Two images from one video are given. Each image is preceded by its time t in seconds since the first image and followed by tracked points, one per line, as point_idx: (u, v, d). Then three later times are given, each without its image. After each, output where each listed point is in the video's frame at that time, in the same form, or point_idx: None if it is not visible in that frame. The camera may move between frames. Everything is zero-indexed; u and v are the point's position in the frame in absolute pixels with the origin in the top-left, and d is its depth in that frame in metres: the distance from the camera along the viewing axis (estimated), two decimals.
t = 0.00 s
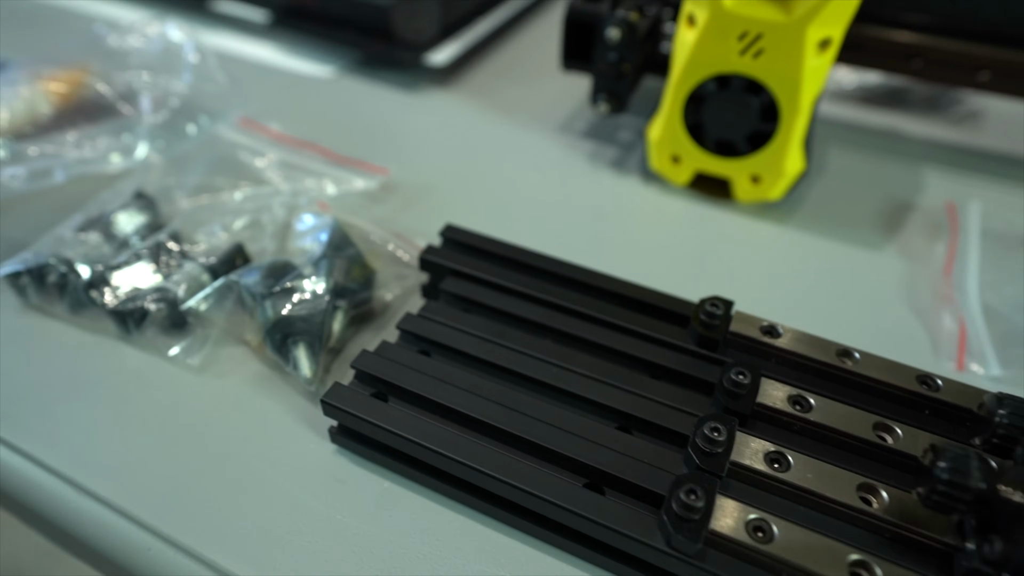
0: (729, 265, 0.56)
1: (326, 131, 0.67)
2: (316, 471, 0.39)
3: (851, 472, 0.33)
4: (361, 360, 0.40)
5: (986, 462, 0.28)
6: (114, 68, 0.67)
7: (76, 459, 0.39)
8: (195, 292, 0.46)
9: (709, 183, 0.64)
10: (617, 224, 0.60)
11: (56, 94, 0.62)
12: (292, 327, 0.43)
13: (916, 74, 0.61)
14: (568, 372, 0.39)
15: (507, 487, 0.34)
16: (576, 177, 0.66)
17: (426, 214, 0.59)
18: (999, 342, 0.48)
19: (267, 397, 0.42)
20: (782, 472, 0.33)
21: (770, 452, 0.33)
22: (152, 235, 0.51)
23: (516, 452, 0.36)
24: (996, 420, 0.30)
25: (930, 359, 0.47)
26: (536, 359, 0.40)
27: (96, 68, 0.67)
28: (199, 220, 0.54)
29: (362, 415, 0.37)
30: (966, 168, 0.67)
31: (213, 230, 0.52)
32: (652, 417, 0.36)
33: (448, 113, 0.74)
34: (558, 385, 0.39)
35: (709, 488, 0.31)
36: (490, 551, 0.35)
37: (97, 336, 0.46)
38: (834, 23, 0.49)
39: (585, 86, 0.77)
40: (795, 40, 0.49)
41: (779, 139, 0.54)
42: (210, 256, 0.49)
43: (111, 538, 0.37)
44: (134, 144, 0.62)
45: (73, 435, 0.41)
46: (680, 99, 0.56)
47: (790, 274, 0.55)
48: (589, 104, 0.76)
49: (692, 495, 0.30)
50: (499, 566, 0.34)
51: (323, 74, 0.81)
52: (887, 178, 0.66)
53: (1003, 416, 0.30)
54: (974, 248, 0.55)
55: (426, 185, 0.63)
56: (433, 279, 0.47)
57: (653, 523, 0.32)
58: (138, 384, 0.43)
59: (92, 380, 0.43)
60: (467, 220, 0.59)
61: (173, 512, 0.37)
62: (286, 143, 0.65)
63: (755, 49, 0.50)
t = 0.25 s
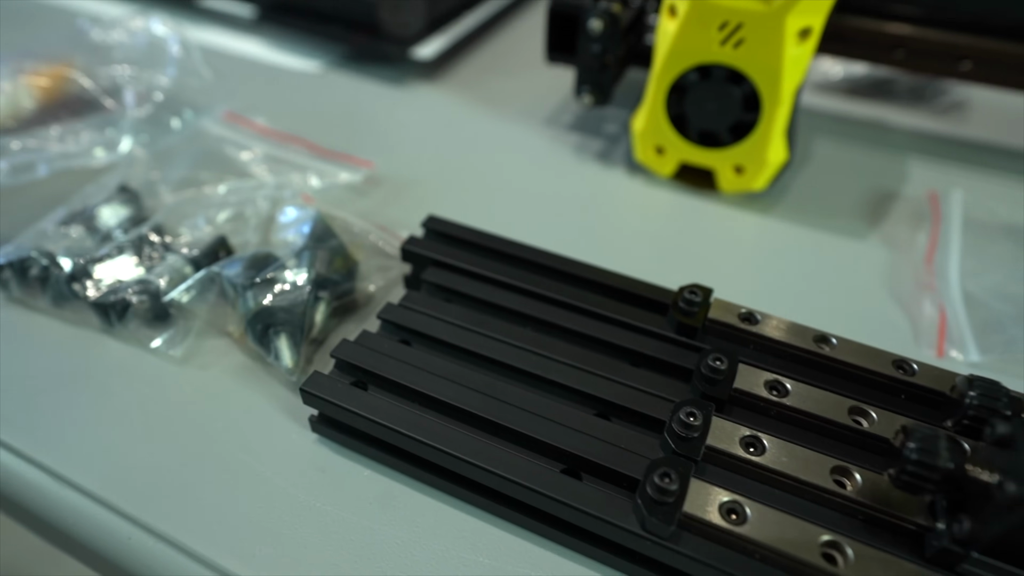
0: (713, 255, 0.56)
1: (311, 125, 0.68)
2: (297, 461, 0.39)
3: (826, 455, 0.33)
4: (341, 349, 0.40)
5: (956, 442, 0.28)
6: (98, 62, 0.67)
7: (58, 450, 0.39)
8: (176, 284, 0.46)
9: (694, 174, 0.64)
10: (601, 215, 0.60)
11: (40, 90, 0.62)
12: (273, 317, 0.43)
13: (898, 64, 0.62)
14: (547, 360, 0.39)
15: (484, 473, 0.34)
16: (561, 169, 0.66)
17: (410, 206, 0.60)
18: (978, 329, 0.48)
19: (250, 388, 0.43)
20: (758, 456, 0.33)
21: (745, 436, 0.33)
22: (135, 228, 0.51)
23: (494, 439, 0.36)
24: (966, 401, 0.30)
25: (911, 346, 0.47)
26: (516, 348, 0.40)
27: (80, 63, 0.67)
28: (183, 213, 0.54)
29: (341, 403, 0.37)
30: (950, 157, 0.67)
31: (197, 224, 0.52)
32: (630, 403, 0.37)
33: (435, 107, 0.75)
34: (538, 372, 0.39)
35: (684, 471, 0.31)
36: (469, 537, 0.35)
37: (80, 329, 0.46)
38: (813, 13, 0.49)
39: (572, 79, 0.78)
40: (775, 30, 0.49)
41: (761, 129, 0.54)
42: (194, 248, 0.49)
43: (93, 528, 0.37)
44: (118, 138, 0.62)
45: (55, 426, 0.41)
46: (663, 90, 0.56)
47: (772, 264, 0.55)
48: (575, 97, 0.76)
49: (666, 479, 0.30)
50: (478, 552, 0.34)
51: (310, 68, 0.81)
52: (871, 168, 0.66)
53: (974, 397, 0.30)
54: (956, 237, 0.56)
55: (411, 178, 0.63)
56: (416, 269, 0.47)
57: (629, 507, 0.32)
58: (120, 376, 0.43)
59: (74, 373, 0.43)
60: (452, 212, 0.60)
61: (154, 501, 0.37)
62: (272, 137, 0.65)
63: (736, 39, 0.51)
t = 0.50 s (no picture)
0: (696, 245, 0.56)
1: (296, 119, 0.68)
2: (279, 450, 0.39)
3: (801, 439, 0.33)
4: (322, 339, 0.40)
5: (926, 424, 0.28)
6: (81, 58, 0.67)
7: (40, 442, 0.40)
8: (158, 276, 0.46)
9: (678, 166, 0.64)
10: (586, 206, 0.61)
11: (23, 82, 0.62)
12: (254, 308, 0.43)
13: (881, 55, 0.62)
14: (526, 348, 0.40)
15: (462, 461, 0.34)
16: (547, 161, 0.66)
17: (395, 199, 0.60)
18: (958, 316, 0.48)
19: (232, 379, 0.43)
20: (734, 441, 0.33)
21: (721, 422, 0.33)
22: (118, 221, 0.51)
23: (472, 426, 0.36)
24: (938, 383, 0.31)
25: (891, 333, 0.48)
26: (496, 337, 0.40)
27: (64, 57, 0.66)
28: (166, 206, 0.54)
29: (320, 391, 0.37)
30: (934, 148, 0.68)
31: (180, 216, 0.52)
32: (607, 390, 0.37)
33: (420, 100, 0.75)
34: (516, 360, 0.39)
35: (658, 456, 0.31)
36: (447, 524, 0.35)
37: (62, 322, 0.46)
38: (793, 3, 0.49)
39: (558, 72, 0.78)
40: (755, 19, 0.49)
41: (743, 120, 0.55)
42: (176, 240, 0.49)
43: (73, 518, 0.37)
44: (101, 132, 0.62)
45: (37, 418, 0.41)
46: (646, 81, 0.56)
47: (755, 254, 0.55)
48: (561, 90, 0.76)
49: (641, 463, 0.30)
50: (456, 539, 0.34)
51: (296, 63, 0.81)
52: (855, 158, 0.66)
53: (944, 379, 0.30)
54: (937, 227, 0.56)
55: (396, 171, 0.63)
56: (398, 260, 0.47)
57: (604, 493, 0.32)
58: (103, 368, 0.43)
59: (56, 365, 0.43)
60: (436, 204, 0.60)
61: (136, 491, 0.37)
62: (257, 132, 0.65)
63: (717, 29, 0.51)
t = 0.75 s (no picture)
0: (679, 236, 0.57)
1: (282, 113, 0.68)
2: (258, 440, 0.39)
3: (775, 424, 0.33)
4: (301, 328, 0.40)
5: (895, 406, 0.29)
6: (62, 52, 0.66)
7: (20, 432, 0.40)
8: (138, 268, 0.46)
9: (663, 158, 0.64)
10: (570, 199, 0.61)
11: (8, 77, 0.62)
12: (235, 299, 0.44)
13: (864, 47, 0.62)
14: (505, 337, 0.40)
15: (438, 447, 0.34)
16: (531, 154, 0.66)
17: (379, 192, 0.60)
18: (936, 305, 0.49)
19: (213, 370, 0.43)
20: (708, 426, 0.33)
21: (696, 407, 0.34)
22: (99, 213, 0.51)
23: (449, 413, 0.36)
24: (908, 367, 0.31)
25: (870, 322, 0.48)
26: (474, 325, 0.41)
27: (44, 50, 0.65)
28: (148, 199, 0.54)
29: (298, 380, 0.37)
30: (917, 139, 0.68)
31: (163, 209, 0.52)
32: (585, 378, 0.37)
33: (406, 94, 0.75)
34: (495, 349, 0.39)
35: (631, 440, 0.31)
36: (425, 511, 0.35)
37: (44, 314, 0.46)
38: None
39: (544, 65, 0.78)
40: (735, 10, 0.50)
41: (725, 111, 0.55)
42: (158, 233, 0.49)
43: (51, 508, 0.37)
44: (84, 126, 0.63)
45: (16, 409, 0.41)
46: (628, 73, 0.57)
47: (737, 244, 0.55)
48: (547, 84, 0.76)
49: (614, 448, 0.30)
50: (433, 525, 0.35)
51: (283, 58, 0.81)
52: (839, 150, 0.66)
53: (914, 363, 0.30)
54: (918, 218, 0.56)
55: (381, 164, 0.63)
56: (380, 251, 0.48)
57: (578, 478, 0.32)
58: (83, 360, 0.43)
59: (37, 357, 0.43)
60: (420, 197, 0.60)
61: (116, 481, 0.37)
62: (241, 125, 0.65)
63: (698, 19, 0.51)
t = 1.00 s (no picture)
0: (660, 224, 0.57)
1: (265, 103, 0.68)
2: (235, 426, 0.39)
3: (747, 406, 0.33)
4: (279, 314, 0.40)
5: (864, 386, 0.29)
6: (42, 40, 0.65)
7: None
8: (117, 256, 0.46)
9: (646, 147, 0.64)
10: (553, 188, 0.61)
11: None
12: (212, 286, 0.43)
13: (846, 36, 0.62)
14: (481, 322, 0.40)
15: (412, 429, 0.35)
16: (514, 144, 0.66)
17: (361, 181, 0.60)
18: (915, 291, 0.49)
19: (191, 357, 0.43)
20: (681, 407, 0.33)
21: (669, 389, 0.34)
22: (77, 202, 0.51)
23: (424, 398, 0.36)
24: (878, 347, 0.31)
25: (849, 308, 0.48)
26: (451, 310, 0.41)
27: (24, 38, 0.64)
28: (129, 189, 0.54)
29: (274, 365, 0.37)
30: (900, 127, 0.68)
31: (143, 199, 0.52)
32: (560, 361, 0.37)
33: (391, 84, 0.75)
34: (471, 334, 0.39)
35: (603, 422, 0.32)
36: (401, 495, 0.35)
37: (22, 303, 0.46)
38: None
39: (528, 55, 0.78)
40: None
41: (706, 99, 0.55)
42: (138, 221, 0.49)
43: (27, 495, 0.37)
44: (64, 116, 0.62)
45: None
46: (609, 61, 0.57)
47: (718, 232, 0.55)
48: (531, 74, 0.76)
49: (585, 429, 0.31)
50: (408, 509, 0.35)
51: (268, 49, 0.81)
52: (822, 139, 0.66)
53: (884, 342, 0.30)
54: (898, 205, 0.56)
55: (364, 153, 0.63)
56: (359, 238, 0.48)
57: (551, 459, 0.32)
58: (62, 348, 0.43)
59: (15, 345, 0.43)
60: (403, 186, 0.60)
61: (92, 468, 0.37)
62: (224, 116, 0.65)
63: (677, 6, 0.51)
